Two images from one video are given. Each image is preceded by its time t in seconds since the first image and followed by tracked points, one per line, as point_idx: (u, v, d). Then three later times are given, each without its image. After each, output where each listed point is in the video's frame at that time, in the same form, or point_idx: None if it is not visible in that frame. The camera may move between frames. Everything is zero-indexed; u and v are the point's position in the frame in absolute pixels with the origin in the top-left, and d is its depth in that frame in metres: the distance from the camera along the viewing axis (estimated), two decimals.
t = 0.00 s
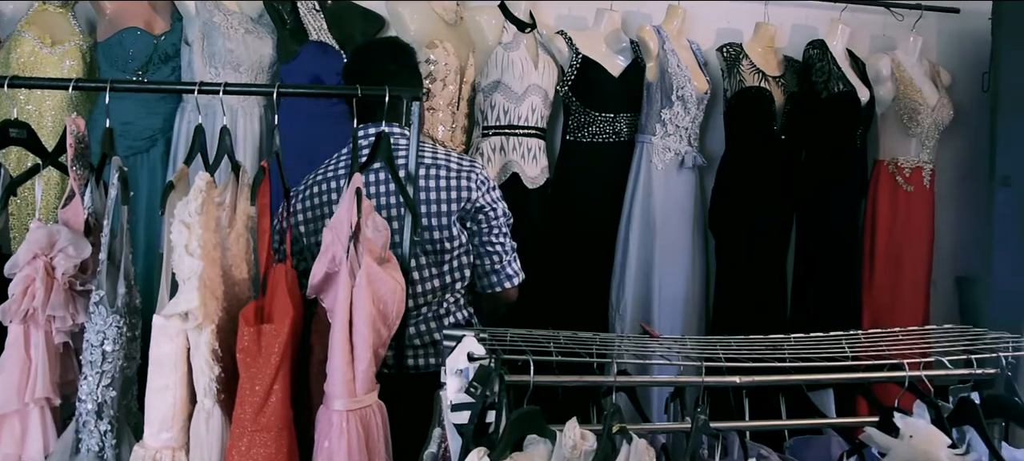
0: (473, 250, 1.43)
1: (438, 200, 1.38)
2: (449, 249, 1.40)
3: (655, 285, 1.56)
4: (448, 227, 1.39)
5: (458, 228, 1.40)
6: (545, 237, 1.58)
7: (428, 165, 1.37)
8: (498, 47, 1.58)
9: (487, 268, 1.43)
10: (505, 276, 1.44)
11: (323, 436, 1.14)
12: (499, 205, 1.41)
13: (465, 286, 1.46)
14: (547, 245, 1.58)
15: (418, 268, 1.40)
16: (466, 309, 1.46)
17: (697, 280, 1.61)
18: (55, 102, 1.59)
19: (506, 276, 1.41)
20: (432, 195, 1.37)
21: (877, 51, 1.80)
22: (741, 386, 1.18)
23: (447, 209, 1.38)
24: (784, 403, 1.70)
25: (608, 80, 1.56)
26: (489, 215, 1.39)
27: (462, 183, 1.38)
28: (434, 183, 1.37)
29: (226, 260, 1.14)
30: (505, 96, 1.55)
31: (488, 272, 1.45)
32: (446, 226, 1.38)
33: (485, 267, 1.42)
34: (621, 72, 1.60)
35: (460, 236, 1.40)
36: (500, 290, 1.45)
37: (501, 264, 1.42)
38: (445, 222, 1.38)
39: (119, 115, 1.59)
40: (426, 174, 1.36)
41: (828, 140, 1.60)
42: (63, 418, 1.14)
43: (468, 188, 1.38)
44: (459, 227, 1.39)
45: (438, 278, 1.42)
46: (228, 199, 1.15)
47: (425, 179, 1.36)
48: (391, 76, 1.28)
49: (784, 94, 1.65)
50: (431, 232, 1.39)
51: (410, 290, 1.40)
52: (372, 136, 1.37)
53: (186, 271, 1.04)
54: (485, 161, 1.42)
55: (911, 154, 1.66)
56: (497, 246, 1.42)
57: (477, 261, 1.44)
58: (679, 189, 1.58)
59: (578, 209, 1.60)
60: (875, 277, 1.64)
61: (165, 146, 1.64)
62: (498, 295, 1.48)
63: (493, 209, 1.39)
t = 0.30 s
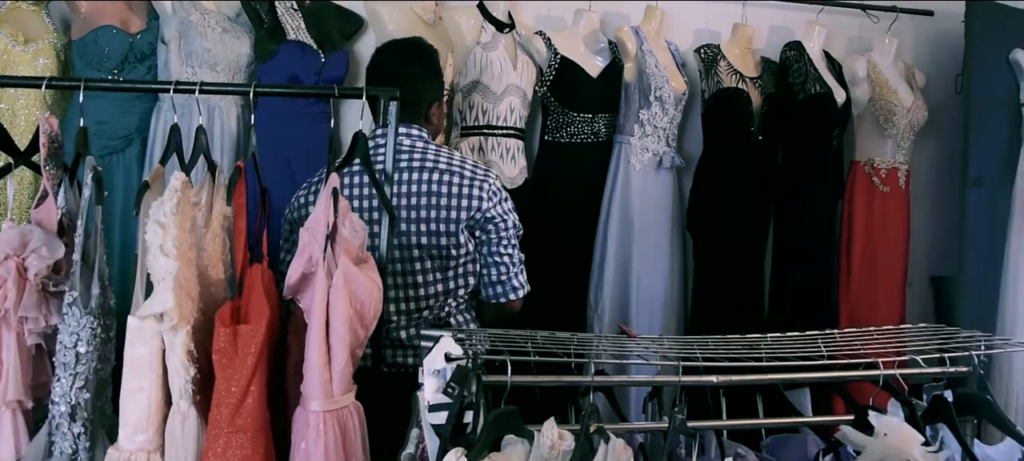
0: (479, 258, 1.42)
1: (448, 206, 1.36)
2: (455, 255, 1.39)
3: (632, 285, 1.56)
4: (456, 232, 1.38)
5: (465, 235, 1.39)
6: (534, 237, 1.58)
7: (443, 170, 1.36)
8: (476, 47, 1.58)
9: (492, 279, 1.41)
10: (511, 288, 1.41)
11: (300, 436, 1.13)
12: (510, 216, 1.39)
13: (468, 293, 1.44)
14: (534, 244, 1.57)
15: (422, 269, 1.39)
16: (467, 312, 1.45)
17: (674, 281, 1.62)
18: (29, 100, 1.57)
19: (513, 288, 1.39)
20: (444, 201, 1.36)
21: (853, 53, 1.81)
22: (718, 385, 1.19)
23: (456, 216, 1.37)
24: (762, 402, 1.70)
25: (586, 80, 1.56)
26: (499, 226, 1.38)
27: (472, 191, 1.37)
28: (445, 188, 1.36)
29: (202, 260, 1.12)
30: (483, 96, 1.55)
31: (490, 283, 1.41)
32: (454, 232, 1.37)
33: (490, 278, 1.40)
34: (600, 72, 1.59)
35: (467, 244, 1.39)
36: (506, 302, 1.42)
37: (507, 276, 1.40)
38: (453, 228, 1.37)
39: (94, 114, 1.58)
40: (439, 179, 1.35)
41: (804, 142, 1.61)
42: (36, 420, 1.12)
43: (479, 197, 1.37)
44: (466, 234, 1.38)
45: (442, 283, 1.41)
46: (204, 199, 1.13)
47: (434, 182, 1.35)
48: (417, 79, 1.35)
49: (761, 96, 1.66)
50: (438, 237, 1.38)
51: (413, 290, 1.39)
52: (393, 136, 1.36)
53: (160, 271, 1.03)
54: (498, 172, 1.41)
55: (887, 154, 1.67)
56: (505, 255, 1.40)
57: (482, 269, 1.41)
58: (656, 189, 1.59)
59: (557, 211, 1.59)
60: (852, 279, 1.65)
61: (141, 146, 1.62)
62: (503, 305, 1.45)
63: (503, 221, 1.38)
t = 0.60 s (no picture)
0: (482, 265, 1.40)
1: (455, 212, 1.35)
2: (460, 261, 1.38)
3: (607, 285, 1.57)
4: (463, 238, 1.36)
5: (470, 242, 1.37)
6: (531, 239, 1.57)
7: (454, 176, 1.35)
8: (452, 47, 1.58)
9: (496, 288, 1.39)
10: (515, 299, 1.39)
11: (274, 437, 1.12)
12: (517, 226, 1.37)
13: (472, 298, 1.42)
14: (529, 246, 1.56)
15: (428, 272, 1.38)
16: (469, 317, 1.43)
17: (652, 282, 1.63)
18: None
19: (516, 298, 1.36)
20: (453, 206, 1.35)
21: (828, 54, 1.83)
22: (693, 384, 1.19)
23: (462, 223, 1.35)
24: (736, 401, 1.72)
25: (562, 80, 1.56)
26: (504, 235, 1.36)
27: (479, 198, 1.35)
28: (453, 193, 1.35)
29: (175, 261, 1.11)
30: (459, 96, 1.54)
31: (494, 291, 1.39)
32: (459, 238, 1.36)
33: (494, 286, 1.38)
34: (576, 73, 1.59)
35: (472, 251, 1.37)
36: (511, 311, 1.40)
37: (511, 286, 1.38)
38: (461, 233, 1.35)
39: (65, 113, 1.56)
40: (451, 184, 1.34)
41: (777, 142, 1.62)
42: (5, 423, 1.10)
43: (487, 206, 1.35)
44: (470, 241, 1.36)
45: (445, 288, 1.40)
46: (177, 199, 1.12)
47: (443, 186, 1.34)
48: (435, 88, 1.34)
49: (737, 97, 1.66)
50: (445, 241, 1.36)
51: (417, 293, 1.38)
52: (411, 138, 1.35)
53: (132, 272, 1.02)
54: (507, 181, 1.40)
55: (861, 155, 1.69)
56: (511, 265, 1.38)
57: (487, 277, 1.39)
58: (633, 190, 1.59)
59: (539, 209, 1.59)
60: (827, 280, 1.66)
61: (114, 145, 1.62)
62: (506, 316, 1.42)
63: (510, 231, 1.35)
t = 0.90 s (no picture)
0: (490, 270, 1.39)
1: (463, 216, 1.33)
2: (467, 265, 1.36)
3: (589, 285, 1.56)
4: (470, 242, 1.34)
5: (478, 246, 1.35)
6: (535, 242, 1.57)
7: (467, 179, 1.32)
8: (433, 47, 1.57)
9: (500, 294, 1.38)
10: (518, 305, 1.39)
11: (254, 438, 1.11)
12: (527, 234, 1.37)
13: (473, 302, 1.41)
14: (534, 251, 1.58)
15: (432, 273, 1.36)
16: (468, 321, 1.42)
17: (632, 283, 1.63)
18: None
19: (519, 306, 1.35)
20: (463, 209, 1.33)
21: (807, 55, 1.84)
22: (673, 384, 1.19)
23: (472, 227, 1.34)
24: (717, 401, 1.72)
25: (541, 80, 1.56)
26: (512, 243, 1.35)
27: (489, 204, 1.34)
28: (464, 197, 1.32)
29: (154, 261, 1.10)
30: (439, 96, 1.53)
31: (498, 296, 1.38)
32: (466, 242, 1.34)
33: (498, 292, 1.37)
34: (557, 73, 1.59)
35: (480, 256, 1.36)
36: (513, 318, 1.40)
37: (515, 292, 1.37)
38: (469, 237, 1.34)
39: (42, 112, 1.55)
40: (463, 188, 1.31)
41: (757, 141, 1.63)
42: None
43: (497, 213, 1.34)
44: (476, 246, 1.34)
45: (448, 290, 1.37)
46: (156, 199, 1.11)
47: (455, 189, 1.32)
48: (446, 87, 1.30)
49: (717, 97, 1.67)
50: (453, 244, 1.34)
51: (418, 294, 1.36)
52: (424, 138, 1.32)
53: (110, 271, 1.00)
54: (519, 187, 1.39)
55: (841, 155, 1.70)
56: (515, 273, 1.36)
57: (491, 281, 1.38)
58: (613, 190, 1.60)
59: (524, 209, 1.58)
60: (807, 277, 1.67)
61: (92, 144, 1.61)
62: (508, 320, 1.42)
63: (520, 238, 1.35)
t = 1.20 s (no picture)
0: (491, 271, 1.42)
1: (472, 218, 1.37)
2: (473, 267, 1.39)
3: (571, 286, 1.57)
4: (477, 243, 1.38)
5: (483, 248, 1.40)
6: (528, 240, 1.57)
7: (480, 183, 1.37)
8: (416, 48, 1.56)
9: (500, 294, 1.40)
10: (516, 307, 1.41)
11: (235, 440, 1.10)
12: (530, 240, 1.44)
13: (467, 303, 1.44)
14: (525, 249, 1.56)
15: (429, 274, 1.37)
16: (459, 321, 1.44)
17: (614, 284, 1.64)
18: None
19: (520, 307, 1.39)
20: (474, 212, 1.37)
21: (788, 58, 1.86)
22: (655, 385, 1.20)
23: (484, 231, 1.38)
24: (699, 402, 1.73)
25: (523, 80, 1.56)
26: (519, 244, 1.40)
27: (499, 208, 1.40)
28: (474, 200, 1.37)
29: (134, 262, 1.09)
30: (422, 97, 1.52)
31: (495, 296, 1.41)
32: (473, 243, 1.38)
33: (499, 292, 1.40)
34: (539, 74, 1.60)
35: (485, 257, 1.40)
36: (507, 319, 1.42)
37: (516, 293, 1.41)
38: (475, 239, 1.38)
39: (22, 111, 1.53)
40: (476, 191, 1.36)
41: (738, 144, 1.64)
42: None
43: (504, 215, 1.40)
44: (483, 247, 1.39)
45: (449, 290, 1.39)
46: (136, 200, 1.11)
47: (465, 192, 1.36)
48: (445, 88, 1.32)
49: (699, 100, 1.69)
50: (461, 245, 1.37)
51: (417, 293, 1.37)
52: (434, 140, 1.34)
53: (90, 272, 0.99)
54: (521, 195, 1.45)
55: (821, 158, 1.71)
56: (517, 274, 1.41)
57: (489, 281, 1.41)
58: (596, 191, 1.60)
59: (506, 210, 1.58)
60: (788, 277, 1.69)
61: (72, 144, 1.60)
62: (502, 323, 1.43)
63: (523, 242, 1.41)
